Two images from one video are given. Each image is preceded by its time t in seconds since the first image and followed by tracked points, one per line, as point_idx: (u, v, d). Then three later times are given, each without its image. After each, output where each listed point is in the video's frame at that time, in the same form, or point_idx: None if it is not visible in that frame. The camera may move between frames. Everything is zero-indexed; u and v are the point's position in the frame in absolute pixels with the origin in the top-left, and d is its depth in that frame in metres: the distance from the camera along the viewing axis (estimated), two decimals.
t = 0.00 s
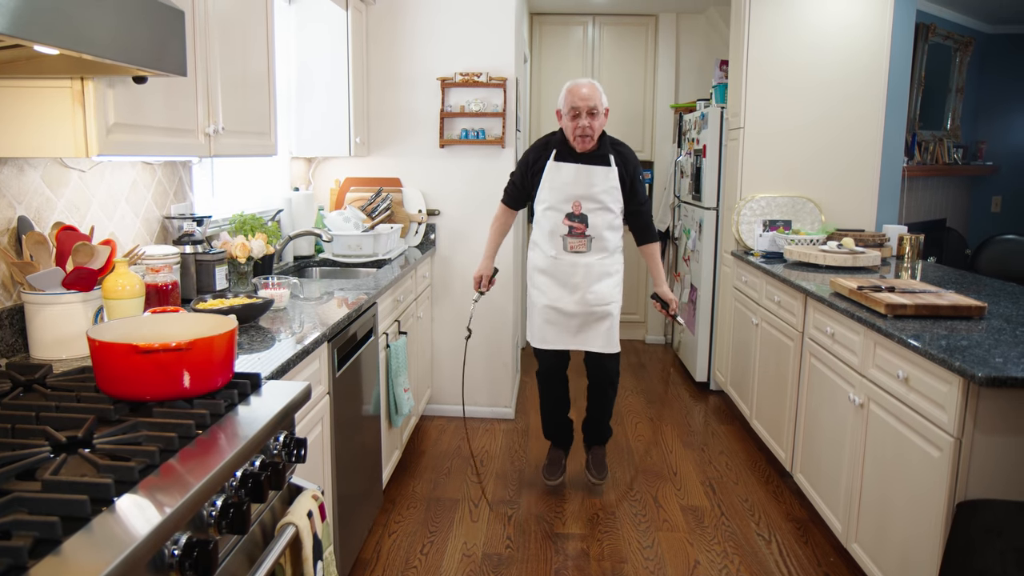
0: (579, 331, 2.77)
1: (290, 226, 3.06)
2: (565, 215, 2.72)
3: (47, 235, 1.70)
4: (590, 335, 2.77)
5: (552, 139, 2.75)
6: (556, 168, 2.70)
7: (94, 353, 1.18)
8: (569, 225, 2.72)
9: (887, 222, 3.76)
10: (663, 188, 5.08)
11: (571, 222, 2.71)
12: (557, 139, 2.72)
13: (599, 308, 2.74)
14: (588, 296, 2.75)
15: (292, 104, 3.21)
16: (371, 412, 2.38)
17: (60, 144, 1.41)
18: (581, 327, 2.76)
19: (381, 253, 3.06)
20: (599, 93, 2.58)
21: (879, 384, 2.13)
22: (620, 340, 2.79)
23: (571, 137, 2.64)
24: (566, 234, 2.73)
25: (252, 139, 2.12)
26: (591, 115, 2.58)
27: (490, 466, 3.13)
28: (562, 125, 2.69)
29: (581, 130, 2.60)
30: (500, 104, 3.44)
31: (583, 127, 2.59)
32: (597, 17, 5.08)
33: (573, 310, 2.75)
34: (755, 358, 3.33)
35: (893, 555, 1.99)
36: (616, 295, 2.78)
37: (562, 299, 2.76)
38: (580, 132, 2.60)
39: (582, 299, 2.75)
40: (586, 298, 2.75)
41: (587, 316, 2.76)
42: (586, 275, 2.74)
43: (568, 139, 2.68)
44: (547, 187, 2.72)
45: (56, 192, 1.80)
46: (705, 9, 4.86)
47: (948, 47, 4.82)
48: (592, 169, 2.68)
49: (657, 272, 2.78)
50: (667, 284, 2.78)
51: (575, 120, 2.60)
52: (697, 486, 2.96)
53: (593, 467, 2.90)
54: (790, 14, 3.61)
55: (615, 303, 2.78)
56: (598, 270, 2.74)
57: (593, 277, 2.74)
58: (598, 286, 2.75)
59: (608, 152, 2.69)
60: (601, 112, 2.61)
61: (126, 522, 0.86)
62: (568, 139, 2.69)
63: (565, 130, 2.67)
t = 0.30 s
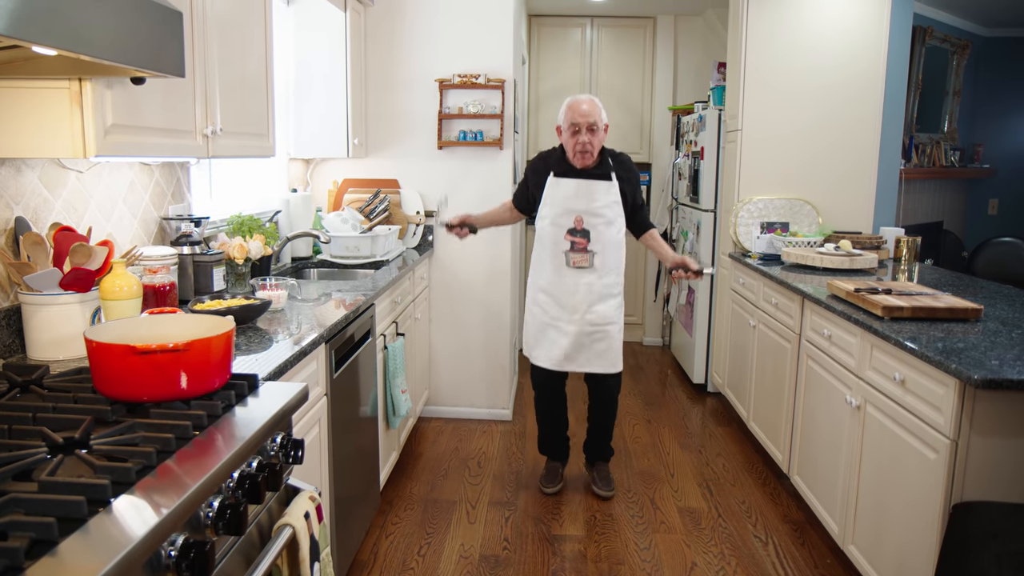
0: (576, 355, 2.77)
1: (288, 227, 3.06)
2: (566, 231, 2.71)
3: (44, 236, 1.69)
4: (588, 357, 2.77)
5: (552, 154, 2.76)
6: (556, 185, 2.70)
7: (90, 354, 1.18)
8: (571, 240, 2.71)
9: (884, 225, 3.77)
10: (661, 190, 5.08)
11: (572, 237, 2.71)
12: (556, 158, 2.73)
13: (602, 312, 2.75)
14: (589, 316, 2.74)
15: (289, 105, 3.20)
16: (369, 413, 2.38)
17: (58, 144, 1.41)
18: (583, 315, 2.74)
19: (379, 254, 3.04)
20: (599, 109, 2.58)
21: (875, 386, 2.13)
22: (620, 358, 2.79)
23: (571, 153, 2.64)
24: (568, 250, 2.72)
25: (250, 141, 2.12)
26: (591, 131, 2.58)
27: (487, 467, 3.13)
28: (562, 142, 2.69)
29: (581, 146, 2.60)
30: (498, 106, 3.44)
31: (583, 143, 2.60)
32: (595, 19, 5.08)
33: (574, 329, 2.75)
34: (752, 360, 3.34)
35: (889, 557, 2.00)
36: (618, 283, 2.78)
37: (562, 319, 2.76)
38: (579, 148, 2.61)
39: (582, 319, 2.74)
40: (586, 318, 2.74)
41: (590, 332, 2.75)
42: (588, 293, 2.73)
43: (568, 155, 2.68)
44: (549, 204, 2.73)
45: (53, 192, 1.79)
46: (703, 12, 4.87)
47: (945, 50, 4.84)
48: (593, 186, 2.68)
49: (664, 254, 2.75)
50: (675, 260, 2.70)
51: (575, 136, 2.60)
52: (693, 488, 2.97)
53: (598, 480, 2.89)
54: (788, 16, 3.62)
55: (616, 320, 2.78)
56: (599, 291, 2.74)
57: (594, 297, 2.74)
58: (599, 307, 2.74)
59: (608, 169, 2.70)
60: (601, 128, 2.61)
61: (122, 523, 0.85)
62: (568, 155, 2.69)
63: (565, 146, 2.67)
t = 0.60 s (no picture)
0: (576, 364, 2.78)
1: (285, 229, 3.06)
2: (565, 247, 2.70)
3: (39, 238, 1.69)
4: (586, 370, 2.78)
5: (551, 172, 2.76)
6: (555, 203, 2.70)
7: (86, 356, 1.18)
8: (569, 257, 2.71)
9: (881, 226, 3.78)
10: (658, 191, 5.09)
11: (571, 253, 2.70)
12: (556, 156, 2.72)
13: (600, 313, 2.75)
14: (588, 330, 2.74)
15: (286, 107, 3.20)
16: (366, 415, 2.38)
17: (54, 145, 1.41)
18: (582, 329, 2.74)
19: (376, 256, 3.05)
20: (596, 124, 2.60)
21: (872, 387, 2.13)
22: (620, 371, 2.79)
23: (569, 168, 2.66)
24: (566, 267, 2.72)
25: (246, 143, 2.11)
26: (589, 145, 2.60)
27: (485, 469, 3.13)
28: (561, 158, 2.70)
29: (579, 160, 2.62)
30: (495, 108, 3.45)
31: (580, 158, 2.61)
32: (592, 20, 5.09)
33: (573, 343, 2.75)
34: (749, 361, 3.34)
35: (886, 558, 2.00)
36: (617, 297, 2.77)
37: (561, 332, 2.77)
38: (577, 163, 2.62)
39: (580, 333, 2.74)
40: (585, 332, 2.74)
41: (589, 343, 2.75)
42: (586, 308, 2.73)
43: (567, 171, 2.70)
44: (548, 220, 2.72)
45: (49, 195, 1.79)
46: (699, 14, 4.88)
47: (941, 51, 4.85)
48: (590, 203, 2.68)
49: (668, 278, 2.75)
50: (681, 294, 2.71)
51: (572, 151, 2.62)
52: (691, 489, 2.97)
53: (599, 480, 2.90)
54: (784, 18, 3.62)
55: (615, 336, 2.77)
56: (598, 306, 2.74)
57: (593, 311, 2.73)
58: (597, 322, 2.74)
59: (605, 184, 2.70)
60: (599, 143, 2.62)
61: (118, 526, 0.85)
62: (567, 171, 2.70)
63: (563, 162, 2.68)
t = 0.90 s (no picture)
0: (568, 375, 2.78)
1: (278, 240, 3.06)
2: (561, 253, 2.72)
3: (31, 250, 1.68)
4: (579, 378, 2.78)
5: (548, 175, 2.77)
6: (553, 207, 2.72)
7: (77, 369, 1.17)
8: (565, 262, 2.72)
9: (873, 236, 3.80)
10: (651, 201, 5.11)
11: (567, 259, 2.72)
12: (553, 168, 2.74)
13: (595, 321, 2.75)
14: (580, 338, 2.75)
15: (280, 117, 3.20)
16: (359, 426, 2.37)
17: (47, 158, 1.40)
18: (576, 336, 2.75)
19: (370, 267, 3.04)
20: (595, 130, 2.62)
21: (865, 397, 2.14)
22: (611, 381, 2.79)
23: (568, 175, 2.68)
24: (562, 272, 2.73)
25: (240, 153, 2.11)
26: (588, 152, 2.63)
27: (479, 480, 3.12)
28: (558, 164, 2.72)
29: (579, 166, 2.64)
30: (488, 118, 3.46)
31: (580, 165, 2.63)
32: (586, 31, 5.12)
33: (565, 351, 2.76)
34: (743, 371, 3.35)
35: (880, 570, 2.00)
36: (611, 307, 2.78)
37: (554, 340, 2.77)
38: (577, 169, 2.65)
39: (574, 340, 2.75)
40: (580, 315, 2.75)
41: (581, 353, 2.75)
42: (579, 318, 2.74)
43: (565, 177, 2.71)
44: (543, 226, 2.74)
45: (41, 206, 1.78)
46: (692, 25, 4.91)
47: (931, 63, 4.89)
48: (588, 208, 2.69)
49: (647, 283, 2.79)
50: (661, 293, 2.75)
51: (572, 157, 2.64)
52: (685, 500, 2.97)
53: (582, 488, 2.92)
54: (776, 30, 3.65)
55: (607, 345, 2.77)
56: (592, 314, 2.74)
57: (587, 320, 2.74)
58: (591, 329, 2.75)
59: (603, 191, 2.71)
60: (597, 149, 2.65)
61: (109, 541, 0.85)
62: (565, 177, 2.72)
63: (561, 168, 2.70)
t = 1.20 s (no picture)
0: (562, 381, 2.80)
1: (266, 246, 3.05)
2: (551, 263, 2.73)
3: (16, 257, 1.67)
4: (572, 383, 2.80)
5: (536, 189, 2.79)
6: (542, 219, 2.72)
7: (63, 377, 1.17)
8: (556, 273, 2.73)
9: (860, 240, 3.83)
10: (640, 206, 5.13)
11: (557, 269, 2.73)
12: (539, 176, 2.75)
13: (585, 326, 2.77)
14: (573, 345, 2.76)
15: (268, 122, 3.19)
16: (349, 433, 2.37)
17: (31, 164, 1.40)
18: (569, 343, 2.76)
19: (358, 272, 3.06)
20: (581, 143, 2.63)
21: (852, 401, 2.15)
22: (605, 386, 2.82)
23: (555, 186, 2.69)
24: (552, 283, 2.74)
25: (228, 160, 2.11)
26: (574, 164, 2.64)
27: (469, 485, 3.11)
28: (546, 175, 2.73)
29: (565, 179, 2.65)
30: (477, 124, 3.47)
31: (566, 176, 2.65)
32: (575, 37, 5.15)
33: (558, 359, 2.77)
34: (731, 376, 3.36)
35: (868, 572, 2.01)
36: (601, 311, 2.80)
37: (548, 348, 2.78)
38: (563, 181, 2.66)
39: (568, 348, 2.76)
40: (571, 321, 2.76)
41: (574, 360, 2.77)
42: (572, 324, 2.75)
43: (552, 189, 2.72)
44: (533, 237, 2.74)
45: (27, 213, 1.77)
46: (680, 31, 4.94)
47: (917, 69, 4.94)
48: (576, 221, 2.70)
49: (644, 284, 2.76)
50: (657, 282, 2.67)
51: (559, 169, 2.65)
52: (674, 504, 2.97)
53: (579, 488, 2.96)
54: (762, 36, 3.68)
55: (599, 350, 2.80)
56: (584, 319, 2.76)
57: (580, 325, 2.76)
58: (584, 335, 2.76)
59: (591, 202, 2.73)
60: (584, 161, 2.66)
61: (96, 549, 0.84)
62: (552, 189, 2.73)
63: (549, 180, 2.71)
